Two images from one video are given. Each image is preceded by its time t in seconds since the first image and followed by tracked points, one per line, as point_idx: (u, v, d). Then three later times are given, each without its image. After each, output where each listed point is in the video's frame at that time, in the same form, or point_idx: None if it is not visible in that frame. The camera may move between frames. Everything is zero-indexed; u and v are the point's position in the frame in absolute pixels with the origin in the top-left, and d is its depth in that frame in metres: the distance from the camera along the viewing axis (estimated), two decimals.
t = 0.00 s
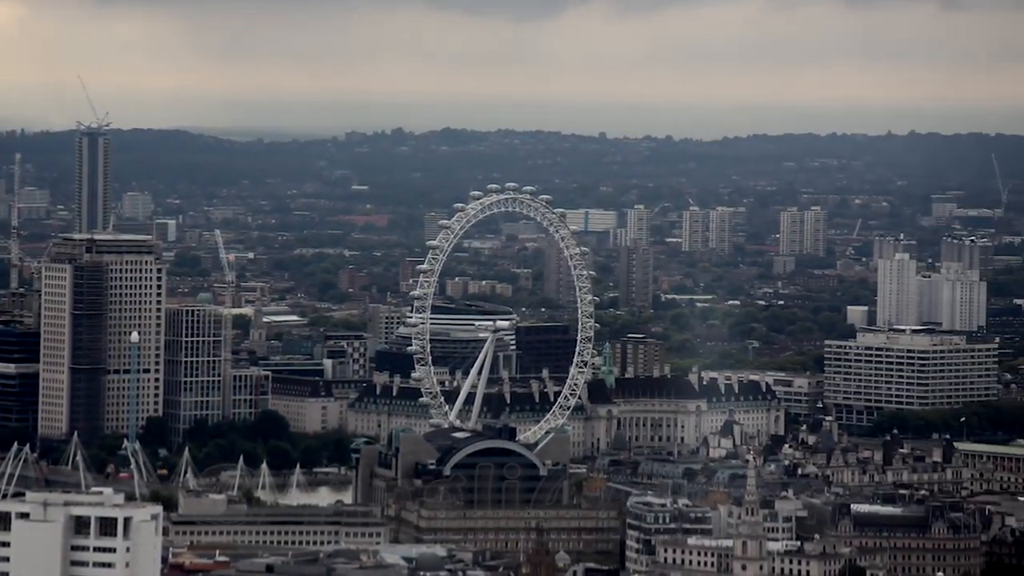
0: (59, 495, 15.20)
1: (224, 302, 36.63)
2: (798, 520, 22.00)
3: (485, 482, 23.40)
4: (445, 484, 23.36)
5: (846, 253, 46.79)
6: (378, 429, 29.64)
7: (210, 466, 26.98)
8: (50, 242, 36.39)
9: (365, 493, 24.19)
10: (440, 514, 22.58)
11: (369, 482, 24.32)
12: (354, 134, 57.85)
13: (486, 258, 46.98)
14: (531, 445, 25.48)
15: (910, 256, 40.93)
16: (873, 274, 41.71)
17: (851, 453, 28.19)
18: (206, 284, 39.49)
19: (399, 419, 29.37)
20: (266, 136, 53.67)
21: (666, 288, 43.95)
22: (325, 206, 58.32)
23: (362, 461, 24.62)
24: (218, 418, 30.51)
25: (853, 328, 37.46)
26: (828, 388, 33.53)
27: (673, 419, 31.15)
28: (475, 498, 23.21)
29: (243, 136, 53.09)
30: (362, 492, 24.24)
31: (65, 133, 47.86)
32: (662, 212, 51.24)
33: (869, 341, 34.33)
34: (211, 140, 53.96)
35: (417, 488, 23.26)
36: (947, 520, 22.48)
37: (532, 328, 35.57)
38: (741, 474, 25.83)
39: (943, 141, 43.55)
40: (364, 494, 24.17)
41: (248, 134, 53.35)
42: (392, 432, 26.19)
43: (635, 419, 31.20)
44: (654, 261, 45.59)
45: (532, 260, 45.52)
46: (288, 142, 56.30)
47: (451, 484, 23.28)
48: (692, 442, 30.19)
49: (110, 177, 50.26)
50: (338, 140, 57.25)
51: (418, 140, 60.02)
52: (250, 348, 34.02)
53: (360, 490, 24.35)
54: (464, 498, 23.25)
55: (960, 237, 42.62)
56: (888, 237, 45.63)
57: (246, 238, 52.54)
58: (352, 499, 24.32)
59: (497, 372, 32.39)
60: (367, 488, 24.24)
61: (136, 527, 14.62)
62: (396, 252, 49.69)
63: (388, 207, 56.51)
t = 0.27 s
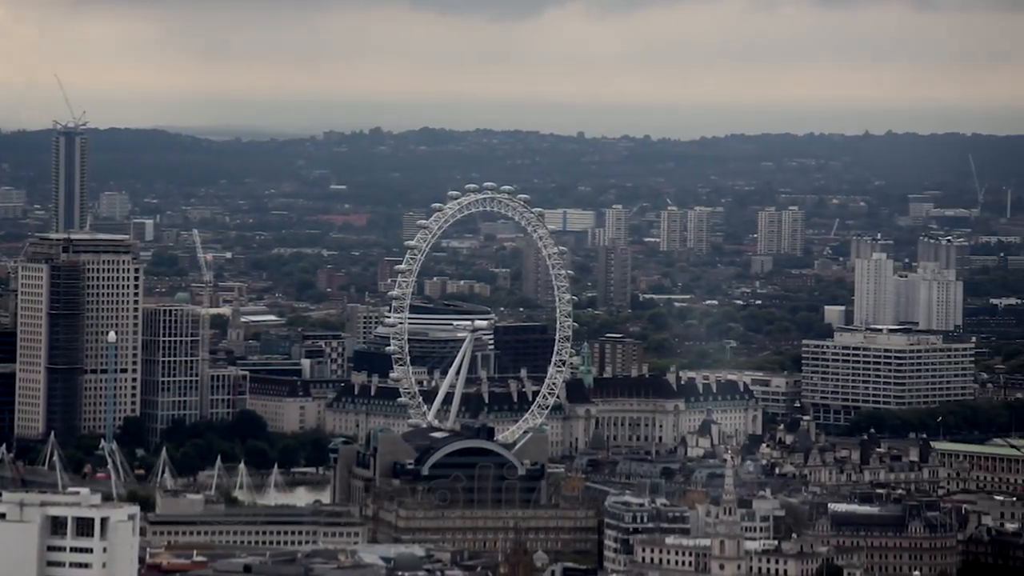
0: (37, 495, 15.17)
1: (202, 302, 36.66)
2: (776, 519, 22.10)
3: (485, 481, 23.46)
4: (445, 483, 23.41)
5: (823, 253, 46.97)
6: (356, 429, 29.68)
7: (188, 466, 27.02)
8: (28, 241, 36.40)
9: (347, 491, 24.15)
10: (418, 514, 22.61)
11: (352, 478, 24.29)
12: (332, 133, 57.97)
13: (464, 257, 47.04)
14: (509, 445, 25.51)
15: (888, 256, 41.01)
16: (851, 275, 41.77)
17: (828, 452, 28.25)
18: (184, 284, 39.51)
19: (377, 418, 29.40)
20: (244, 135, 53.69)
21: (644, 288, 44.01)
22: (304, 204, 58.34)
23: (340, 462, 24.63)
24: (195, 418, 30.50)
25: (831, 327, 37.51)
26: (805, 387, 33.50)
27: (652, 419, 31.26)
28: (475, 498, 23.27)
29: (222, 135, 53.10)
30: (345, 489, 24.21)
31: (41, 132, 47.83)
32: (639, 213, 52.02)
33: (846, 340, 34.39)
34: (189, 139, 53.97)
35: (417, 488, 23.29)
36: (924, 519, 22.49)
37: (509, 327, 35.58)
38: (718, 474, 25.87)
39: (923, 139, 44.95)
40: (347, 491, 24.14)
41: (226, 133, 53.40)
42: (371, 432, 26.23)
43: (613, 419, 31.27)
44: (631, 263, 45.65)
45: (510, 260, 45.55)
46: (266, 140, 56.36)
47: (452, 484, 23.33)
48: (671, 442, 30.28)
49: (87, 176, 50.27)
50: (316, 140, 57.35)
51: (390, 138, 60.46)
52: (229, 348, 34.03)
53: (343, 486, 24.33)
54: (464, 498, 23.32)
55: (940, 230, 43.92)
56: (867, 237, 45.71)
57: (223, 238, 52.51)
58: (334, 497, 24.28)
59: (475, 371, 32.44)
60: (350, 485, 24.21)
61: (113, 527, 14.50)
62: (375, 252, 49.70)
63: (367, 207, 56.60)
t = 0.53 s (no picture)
0: (12, 497, 15.09)
1: (180, 301, 36.70)
2: (755, 518, 22.16)
3: (484, 481, 23.52)
4: (444, 483, 23.45)
5: (801, 252, 47.06)
6: (335, 429, 29.69)
7: (167, 466, 27.05)
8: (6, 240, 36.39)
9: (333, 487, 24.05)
10: (398, 513, 22.62)
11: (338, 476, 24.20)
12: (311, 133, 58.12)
13: (442, 256, 47.09)
14: (488, 444, 25.47)
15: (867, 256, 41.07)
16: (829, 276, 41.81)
17: (806, 451, 28.30)
18: (163, 283, 39.53)
19: (356, 417, 29.43)
20: (222, 135, 53.71)
21: (623, 287, 44.06)
22: (284, 204, 58.35)
23: (320, 462, 24.60)
24: (174, 418, 30.38)
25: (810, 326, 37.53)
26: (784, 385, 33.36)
27: (630, 418, 31.36)
28: (475, 497, 23.31)
29: (200, 134, 53.12)
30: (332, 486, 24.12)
31: (18, 132, 47.83)
32: (616, 212, 52.82)
33: (824, 340, 34.43)
34: (168, 139, 53.99)
35: (417, 490, 23.31)
36: (902, 520, 22.51)
37: (488, 327, 35.60)
38: (697, 473, 25.89)
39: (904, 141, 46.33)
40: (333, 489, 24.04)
41: (204, 133, 53.45)
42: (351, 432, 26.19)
43: (592, 418, 31.30)
44: (609, 263, 45.69)
45: (490, 260, 45.57)
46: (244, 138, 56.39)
47: (452, 483, 23.37)
48: (649, 442, 30.33)
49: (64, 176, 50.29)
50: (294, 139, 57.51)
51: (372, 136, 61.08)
52: (207, 347, 34.05)
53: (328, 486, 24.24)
54: (464, 497, 23.36)
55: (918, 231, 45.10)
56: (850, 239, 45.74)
57: (202, 238, 52.51)
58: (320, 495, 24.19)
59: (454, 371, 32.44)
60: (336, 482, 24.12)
61: (91, 527, 14.28)
62: (354, 252, 49.70)
63: (346, 207, 56.66)
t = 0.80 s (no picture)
0: None
1: (157, 300, 36.70)
2: (732, 518, 22.00)
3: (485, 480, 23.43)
4: (444, 483, 23.29)
5: (779, 249, 47.14)
6: (313, 428, 29.70)
7: (144, 466, 27.05)
8: None
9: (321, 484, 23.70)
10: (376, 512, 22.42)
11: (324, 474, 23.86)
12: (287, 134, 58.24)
13: (419, 255, 47.11)
14: (466, 444, 25.47)
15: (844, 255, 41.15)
16: (806, 276, 41.86)
17: (783, 449, 28.31)
18: (140, 283, 39.53)
19: (334, 417, 29.46)
20: (199, 134, 53.74)
21: (600, 287, 44.10)
22: (261, 203, 58.38)
23: (297, 462, 24.47)
24: (151, 417, 30.39)
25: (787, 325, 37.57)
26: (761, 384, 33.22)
27: (607, 417, 31.49)
28: (478, 495, 23.22)
29: (177, 133, 53.16)
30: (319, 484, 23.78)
31: None
32: (594, 216, 53.37)
33: (801, 339, 34.47)
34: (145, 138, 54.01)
35: (418, 488, 23.12)
36: (879, 517, 22.55)
37: (466, 327, 35.61)
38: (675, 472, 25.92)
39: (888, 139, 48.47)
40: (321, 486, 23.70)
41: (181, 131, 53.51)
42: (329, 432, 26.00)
43: (570, 418, 31.36)
44: (587, 261, 45.72)
45: (468, 260, 45.60)
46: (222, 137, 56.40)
47: (453, 482, 23.22)
48: (627, 441, 30.45)
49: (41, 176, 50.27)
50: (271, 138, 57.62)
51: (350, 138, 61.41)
52: (184, 347, 34.05)
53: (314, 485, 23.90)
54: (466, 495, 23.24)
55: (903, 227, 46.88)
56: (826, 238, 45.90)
57: (180, 237, 52.51)
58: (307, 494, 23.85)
59: (431, 370, 32.43)
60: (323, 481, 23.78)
61: (68, 527, 14.27)
62: (331, 251, 49.72)
63: (324, 207, 56.68)
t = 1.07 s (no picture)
0: None
1: (135, 300, 36.69)
2: (710, 516, 22.15)
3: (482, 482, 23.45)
4: (444, 483, 23.25)
5: (757, 248, 47.21)
6: (291, 427, 29.67)
7: (122, 466, 27.04)
8: None
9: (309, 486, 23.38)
10: (353, 512, 22.27)
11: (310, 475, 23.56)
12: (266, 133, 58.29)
13: (398, 255, 47.13)
14: (445, 443, 25.48)
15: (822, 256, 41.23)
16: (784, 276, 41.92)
17: (761, 449, 28.27)
18: (118, 283, 39.52)
19: (313, 417, 29.45)
20: (176, 134, 53.77)
21: (579, 287, 44.13)
22: (239, 203, 58.40)
23: (275, 461, 24.30)
24: (128, 417, 30.35)
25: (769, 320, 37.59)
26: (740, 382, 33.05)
27: (586, 416, 31.47)
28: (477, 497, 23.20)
29: (155, 132, 53.17)
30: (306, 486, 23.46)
31: None
32: (569, 223, 53.70)
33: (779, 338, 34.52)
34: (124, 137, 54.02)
35: (417, 488, 23.03)
36: (855, 516, 22.55)
37: (445, 326, 35.60)
38: (653, 471, 25.93)
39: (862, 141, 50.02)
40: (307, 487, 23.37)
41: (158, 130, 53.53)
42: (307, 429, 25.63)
43: (549, 417, 31.32)
44: (567, 261, 45.75)
45: (446, 259, 45.62)
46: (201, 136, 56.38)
47: (453, 483, 23.19)
48: (605, 441, 30.49)
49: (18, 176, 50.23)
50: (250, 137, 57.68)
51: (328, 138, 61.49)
52: (162, 346, 34.04)
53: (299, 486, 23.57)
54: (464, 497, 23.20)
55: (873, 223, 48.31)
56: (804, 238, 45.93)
57: (158, 236, 52.49)
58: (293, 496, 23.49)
59: (410, 370, 32.42)
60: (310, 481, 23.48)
61: (45, 527, 14.65)
62: (310, 250, 49.74)
63: (303, 207, 56.69)
